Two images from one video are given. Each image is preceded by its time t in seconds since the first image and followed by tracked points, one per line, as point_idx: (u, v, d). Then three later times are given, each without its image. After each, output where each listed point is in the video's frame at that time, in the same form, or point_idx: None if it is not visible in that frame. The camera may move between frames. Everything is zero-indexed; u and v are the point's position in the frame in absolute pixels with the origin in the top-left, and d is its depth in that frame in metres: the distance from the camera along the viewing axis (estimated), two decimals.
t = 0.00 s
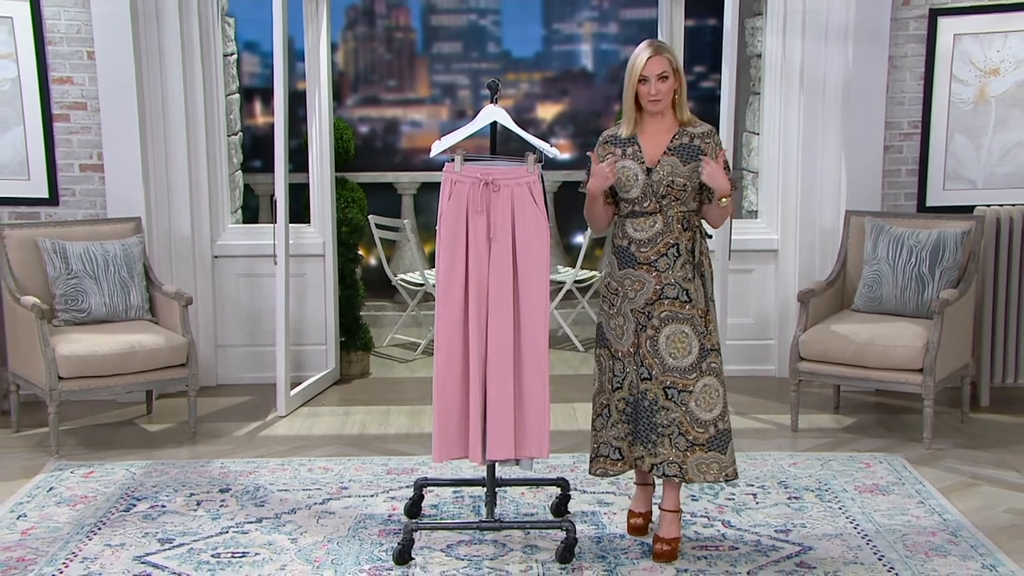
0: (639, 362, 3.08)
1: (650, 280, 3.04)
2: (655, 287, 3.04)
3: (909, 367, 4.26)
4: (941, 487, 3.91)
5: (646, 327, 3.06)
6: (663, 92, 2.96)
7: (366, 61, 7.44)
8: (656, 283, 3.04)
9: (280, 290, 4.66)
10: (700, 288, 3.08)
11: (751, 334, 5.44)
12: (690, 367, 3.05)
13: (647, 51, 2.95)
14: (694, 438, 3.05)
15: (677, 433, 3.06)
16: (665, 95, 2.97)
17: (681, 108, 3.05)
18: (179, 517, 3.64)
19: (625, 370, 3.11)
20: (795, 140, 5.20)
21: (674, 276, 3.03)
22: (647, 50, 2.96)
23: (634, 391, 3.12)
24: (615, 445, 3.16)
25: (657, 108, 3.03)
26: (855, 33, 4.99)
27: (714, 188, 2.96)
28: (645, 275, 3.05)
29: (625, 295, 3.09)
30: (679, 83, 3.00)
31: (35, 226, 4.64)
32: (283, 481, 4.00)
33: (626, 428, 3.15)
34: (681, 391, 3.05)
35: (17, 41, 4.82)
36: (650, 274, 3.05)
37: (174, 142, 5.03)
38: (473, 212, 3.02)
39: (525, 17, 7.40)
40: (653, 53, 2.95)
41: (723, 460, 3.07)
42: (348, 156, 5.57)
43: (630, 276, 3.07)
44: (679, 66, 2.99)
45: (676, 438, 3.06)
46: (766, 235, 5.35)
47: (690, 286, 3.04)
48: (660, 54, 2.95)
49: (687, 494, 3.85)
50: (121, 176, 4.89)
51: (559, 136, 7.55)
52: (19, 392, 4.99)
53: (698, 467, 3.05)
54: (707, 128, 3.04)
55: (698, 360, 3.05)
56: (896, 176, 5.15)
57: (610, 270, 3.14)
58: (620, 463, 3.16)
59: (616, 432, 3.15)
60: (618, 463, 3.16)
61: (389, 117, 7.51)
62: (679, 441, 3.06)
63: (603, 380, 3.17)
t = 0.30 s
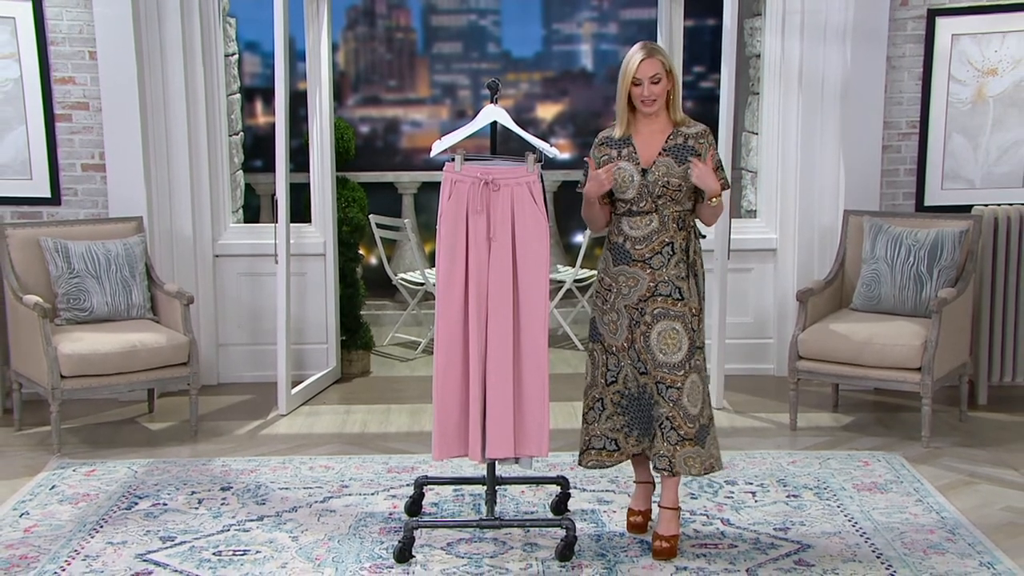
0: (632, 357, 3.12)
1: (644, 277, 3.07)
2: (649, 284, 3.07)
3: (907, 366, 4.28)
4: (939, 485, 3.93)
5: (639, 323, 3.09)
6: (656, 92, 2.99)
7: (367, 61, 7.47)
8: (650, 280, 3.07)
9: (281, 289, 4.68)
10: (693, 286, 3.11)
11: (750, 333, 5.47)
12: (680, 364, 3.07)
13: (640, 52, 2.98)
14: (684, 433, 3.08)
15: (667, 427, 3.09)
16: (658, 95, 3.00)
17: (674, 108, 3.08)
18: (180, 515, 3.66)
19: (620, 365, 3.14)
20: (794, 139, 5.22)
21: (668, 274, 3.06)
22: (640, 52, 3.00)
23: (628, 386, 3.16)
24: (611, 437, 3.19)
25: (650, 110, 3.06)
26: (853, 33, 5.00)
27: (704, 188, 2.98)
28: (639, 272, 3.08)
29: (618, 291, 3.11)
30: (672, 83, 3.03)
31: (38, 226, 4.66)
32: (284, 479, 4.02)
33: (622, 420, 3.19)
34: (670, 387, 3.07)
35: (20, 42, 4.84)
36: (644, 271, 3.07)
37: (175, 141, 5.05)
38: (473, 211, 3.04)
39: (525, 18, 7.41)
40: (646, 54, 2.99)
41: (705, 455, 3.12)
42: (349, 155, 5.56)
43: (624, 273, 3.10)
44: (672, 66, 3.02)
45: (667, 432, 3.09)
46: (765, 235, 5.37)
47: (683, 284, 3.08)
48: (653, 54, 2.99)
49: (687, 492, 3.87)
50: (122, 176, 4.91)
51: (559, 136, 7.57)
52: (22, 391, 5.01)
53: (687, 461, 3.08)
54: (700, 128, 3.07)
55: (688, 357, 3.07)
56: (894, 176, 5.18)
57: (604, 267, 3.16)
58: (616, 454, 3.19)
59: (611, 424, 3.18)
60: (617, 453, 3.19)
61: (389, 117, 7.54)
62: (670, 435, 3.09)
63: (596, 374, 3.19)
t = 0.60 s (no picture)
0: (629, 353, 3.15)
1: (639, 275, 3.09)
2: (643, 283, 3.09)
3: (905, 366, 4.30)
4: (937, 483, 3.95)
5: (634, 320, 3.12)
6: (654, 89, 3.02)
7: (367, 62, 7.49)
8: (645, 278, 3.09)
9: (283, 288, 4.70)
10: (688, 285, 3.13)
11: (749, 332, 5.49)
12: (674, 361, 3.09)
13: (637, 50, 3.01)
14: (679, 430, 3.10)
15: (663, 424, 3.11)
16: (655, 93, 3.02)
17: (672, 108, 3.11)
18: (181, 514, 3.68)
19: (619, 360, 3.18)
20: (793, 139, 5.24)
21: (662, 272, 3.08)
22: (639, 51, 3.02)
23: (628, 380, 3.19)
24: (617, 429, 3.26)
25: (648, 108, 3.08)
26: (852, 33, 5.02)
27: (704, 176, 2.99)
28: (634, 270, 3.10)
29: (614, 289, 3.14)
30: (670, 83, 3.05)
31: (40, 226, 4.68)
32: (285, 478, 4.04)
33: (627, 412, 3.24)
34: (664, 384, 3.09)
35: (22, 43, 4.86)
36: (639, 269, 3.10)
37: (176, 142, 5.07)
38: (474, 211, 3.06)
39: (526, 18, 7.43)
40: (644, 53, 3.01)
41: (687, 450, 3.19)
42: (350, 155, 5.58)
43: (619, 271, 3.13)
44: (670, 66, 3.05)
45: (663, 429, 3.11)
46: (765, 235, 5.38)
47: (678, 283, 3.09)
48: (650, 53, 3.01)
49: (686, 491, 3.89)
50: (124, 176, 4.93)
51: (559, 137, 7.59)
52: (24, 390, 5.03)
53: (682, 459, 3.11)
54: (697, 127, 3.09)
55: (682, 354, 3.10)
56: (892, 176, 5.20)
57: (600, 265, 3.19)
58: (623, 445, 3.26)
59: (616, 417, 3.24)
60: (625, 445, 3.25)
61: (389, 117, 7.57)
62: (666, 432, 3.11)
63: (596, 370, 3.23)
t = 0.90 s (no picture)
0: (624, 351, 3.18)
1: (635, 273, 3.12)
2: (639, 281, 3.12)
3: (904, 366, 4.32)
4: (935, 482, 3.97)
5: (630, 319, 3.14)
6: (654, 97, 3.04)
7: (368, 63, 7.51)
8: (640, 276, 3.11)
9: (284, 288, 4.72)
10: (684, 285, 3.15)
11: (748, 332, 5.51)
12: (669, 359, 3.11)
13: (636, 58, 3.02)
14: (672, 429, 3.12)
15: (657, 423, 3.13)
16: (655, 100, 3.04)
17: (670, 111, 3.13)
18: (183, 513, 3.70)
19: (617, 358, 3.21)
20: (792, 140, 5.26)
21: (658, 271, 3.11)
22: (638, 59, 3.03)
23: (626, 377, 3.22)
24: (620, 424, 3.30)
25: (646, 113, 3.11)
26: (850, 35, 5.05)
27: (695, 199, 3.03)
28: (630, 269, 3.13)
29: (611, 287, 3.17)
30: (668, 87, 3.07)
31: (43, 226, 4.70)
32: (286, 477, 4.06)
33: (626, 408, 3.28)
34: (658, 382, 3.12)
35: (24, 44, 4.88)
36: (635, 267, 3.12)
37: (178, 143, 5.09)
38: (474, 211, 3.09)
39: (526, 20, 7.45)
40: (643, 60, 3.02)
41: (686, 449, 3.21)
42: (350, 156, 5.60)
43: (615, 270, 3.15)
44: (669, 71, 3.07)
45: (657, 428, 3.13)
46: (764, 235, 5.40)
47: (674, 282, 3.11)
48: (649, 61, 3.02)
49: (685, 490, 3.91)
50: (126, 177, 4.95)
51: (559, 137, 7.62)
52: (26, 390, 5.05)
53: (676, 458, 3.12)
54: (696, 129, 3.13)
55: (677, 353, 3.11)
56: (891, 176, 5.22)
57: (596, 265, 3.22)
58: (626, 440, 3.31)
59: (617, 413, 3.28)
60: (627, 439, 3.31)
61: (390, 118, 7.59)
62: (659, 431, 3.13)
63: (596, 367, 3.27)
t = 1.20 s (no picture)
0: (622, 351, 3.20)
1: (634, 273, 3.14)
2: (638, 281, 3.14)
3: (902, 365, 4.34)
4: (933, 481, 3.99)
5: (629, 318, 3.16)
6: (653, 93, 3.07)
7: (369, 64, 7.54)
8: (639, 276, 3.13)
9: (285, 288, 4.74)
10: (683, 285, 3.17)
11: (747, 332, 5.53)
12: (667, 359, 3.13)
13: (633, 55, 3.06)
14: (671, 428, 3.14)
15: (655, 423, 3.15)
16: (654, 96, 3.07)
17: (670, 109, 3.16)
18: (185, 511, 3.72)
19: (615, 358, 3.23)
20: (790, 141, 5.28)
21: (657, 271, 3.13)
22: (635, 55, 3.07)
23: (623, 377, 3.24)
24: (615, 425, 3.32)
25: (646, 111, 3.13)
26: (849, 36, 5.07)
27: (696, 196, 3.07)
28: (629, 269, 3.15)
29: (610, 287, 3.20)
30: (667, 84, 3.10)
31: (45, 226, 4.72)
32: (287, 477, 4.08)
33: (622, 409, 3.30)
34: (656, 381, 3.14)
35: (27, 45, 4.90)
36: (634, 267, 3.14)
37: (180, 144, 5.11)
38: (474, 212, 3.11)
39: (526, 21, 7.47)
40: (640, 56, 3.06)
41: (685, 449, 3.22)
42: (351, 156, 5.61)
43: (614, 269, 3.18)
44: (667, 68, 3.10)
45: (654, 427, 3.16)
46: (763, 235, 5.42)
47: (672, 281, 3.14)
48: (647, 57, 3.06)
49: (685, 489, 3.93)
50: (128, 178, 4.97)
51: (558, 138, 7.64)
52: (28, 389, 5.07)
53: (673, 458, 3.14)
54: (696, 130, 3.15)
55: (675, 352, 3.13)
56: (889, 177, 5.25)
57: (596, 264, 3.24)
58: (621, 441, 3.32)
59: (613, 413, 3.30)
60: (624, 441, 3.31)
61: (391, 119, 7.62)
62: (657, 429, 3.15)
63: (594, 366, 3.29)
